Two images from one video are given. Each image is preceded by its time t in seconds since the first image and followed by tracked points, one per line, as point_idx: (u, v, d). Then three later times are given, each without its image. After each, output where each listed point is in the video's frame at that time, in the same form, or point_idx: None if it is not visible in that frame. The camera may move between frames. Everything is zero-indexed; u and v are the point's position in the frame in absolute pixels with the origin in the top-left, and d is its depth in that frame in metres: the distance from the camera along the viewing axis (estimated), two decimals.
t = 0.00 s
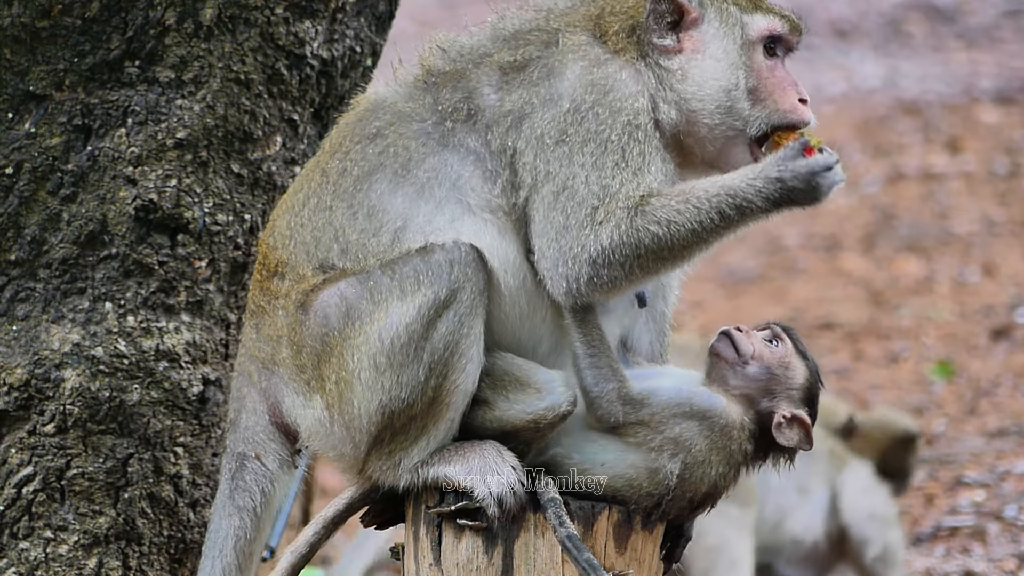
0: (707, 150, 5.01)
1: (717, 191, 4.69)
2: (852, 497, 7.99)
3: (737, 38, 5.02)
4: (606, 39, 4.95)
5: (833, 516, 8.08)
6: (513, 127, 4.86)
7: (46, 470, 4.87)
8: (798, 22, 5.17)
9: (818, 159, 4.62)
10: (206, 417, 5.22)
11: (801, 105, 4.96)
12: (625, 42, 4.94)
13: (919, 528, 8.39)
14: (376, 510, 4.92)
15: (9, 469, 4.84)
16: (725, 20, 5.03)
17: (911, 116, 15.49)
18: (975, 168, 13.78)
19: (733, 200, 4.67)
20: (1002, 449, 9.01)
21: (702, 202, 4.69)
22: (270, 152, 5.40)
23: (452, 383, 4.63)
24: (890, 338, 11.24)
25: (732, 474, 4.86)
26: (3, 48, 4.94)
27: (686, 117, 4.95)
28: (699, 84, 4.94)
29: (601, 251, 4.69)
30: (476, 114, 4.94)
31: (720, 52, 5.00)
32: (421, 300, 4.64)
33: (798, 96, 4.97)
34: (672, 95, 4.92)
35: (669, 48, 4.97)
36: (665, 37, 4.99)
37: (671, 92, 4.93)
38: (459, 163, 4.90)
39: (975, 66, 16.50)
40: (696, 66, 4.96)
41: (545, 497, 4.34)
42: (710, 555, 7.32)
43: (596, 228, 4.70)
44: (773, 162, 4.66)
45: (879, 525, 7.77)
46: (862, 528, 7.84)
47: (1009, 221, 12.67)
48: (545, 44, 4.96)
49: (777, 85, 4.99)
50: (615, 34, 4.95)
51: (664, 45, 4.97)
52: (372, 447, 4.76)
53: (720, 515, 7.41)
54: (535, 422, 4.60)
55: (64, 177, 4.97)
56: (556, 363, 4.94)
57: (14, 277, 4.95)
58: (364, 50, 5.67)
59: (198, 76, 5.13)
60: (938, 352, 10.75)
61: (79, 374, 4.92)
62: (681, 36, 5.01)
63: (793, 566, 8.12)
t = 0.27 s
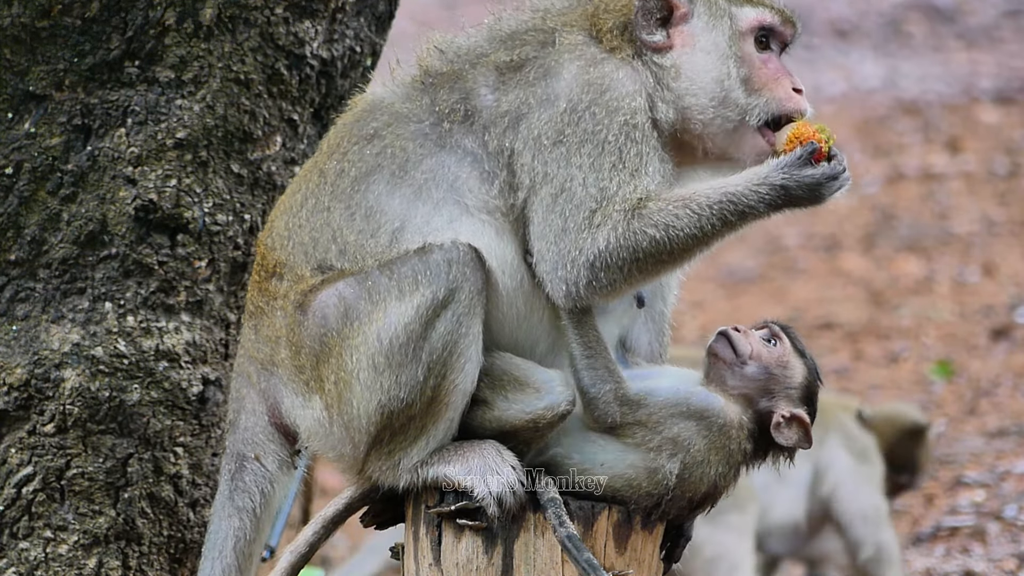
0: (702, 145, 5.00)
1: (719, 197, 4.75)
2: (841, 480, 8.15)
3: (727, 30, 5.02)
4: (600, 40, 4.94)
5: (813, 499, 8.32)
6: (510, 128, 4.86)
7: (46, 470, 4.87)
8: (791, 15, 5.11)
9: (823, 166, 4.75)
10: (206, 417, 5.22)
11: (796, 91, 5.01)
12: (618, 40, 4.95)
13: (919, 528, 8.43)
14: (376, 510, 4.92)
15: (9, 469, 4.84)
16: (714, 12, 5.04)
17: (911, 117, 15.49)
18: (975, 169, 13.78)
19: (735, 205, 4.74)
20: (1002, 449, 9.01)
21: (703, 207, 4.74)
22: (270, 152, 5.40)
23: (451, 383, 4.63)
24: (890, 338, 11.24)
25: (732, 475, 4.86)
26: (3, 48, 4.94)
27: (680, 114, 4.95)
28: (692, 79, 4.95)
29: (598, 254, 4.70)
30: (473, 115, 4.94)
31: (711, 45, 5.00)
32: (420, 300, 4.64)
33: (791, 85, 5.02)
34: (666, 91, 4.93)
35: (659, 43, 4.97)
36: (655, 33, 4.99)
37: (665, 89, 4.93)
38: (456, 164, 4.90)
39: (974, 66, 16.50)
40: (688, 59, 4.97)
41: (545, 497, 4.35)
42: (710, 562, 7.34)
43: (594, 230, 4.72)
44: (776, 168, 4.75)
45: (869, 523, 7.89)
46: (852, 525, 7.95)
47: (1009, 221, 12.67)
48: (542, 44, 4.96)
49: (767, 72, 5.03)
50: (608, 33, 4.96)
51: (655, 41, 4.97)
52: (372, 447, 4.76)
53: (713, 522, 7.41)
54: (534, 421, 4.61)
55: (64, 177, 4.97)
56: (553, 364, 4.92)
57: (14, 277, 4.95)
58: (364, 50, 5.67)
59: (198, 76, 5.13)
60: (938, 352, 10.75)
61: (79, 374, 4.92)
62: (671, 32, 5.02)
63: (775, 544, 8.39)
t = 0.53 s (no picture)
0: (697, 151, 4.99)
1: (718, 199, 4.76)
2: (838, 489, 7.87)
3: (721, 38, 5.00)
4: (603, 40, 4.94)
5: (808, 507, 7.97)
6: (509, 127, 4.86)
7: (46, 470, 4.87)
8: (789, 27, 5.07)
9: (820, 166, 4.73)
10: (206, 416, 5.22)
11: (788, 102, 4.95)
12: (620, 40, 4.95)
13: (918, 528, 8.39)
14: (376, 510, 4.92)
15: (9, 469, 4.83)
16: (711, 20, 5.02)
17: (911, 116, 15.49)
18: (975, 168, 13.78)
19: (734, 208, 4.74)
20: (1002, 449, 9.01)
21: (702, 210, 4.75)
22: (270, 152, 5.40)
23: (451, 383, 4.63)
24: (890, 338, 11.24)
25: (732, 475, 4.86)
26: (3, 48, 4.94)
27: (675, 118, 4.93)
28: (686, 83, 4.93)
29: (596, 255, 4.72)
30: (473, 114, 4.94)
31: (704, 52, 4.98)
32: (420, 299, 4.64)
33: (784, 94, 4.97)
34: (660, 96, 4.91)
35: (655, 45, 4.96)
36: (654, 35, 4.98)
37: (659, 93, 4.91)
38: (456, 163, 4.90)
39: (974, 66, 16.50)
40: (682, 64, 4.95)
41: (545, 497, 4.35)
42: (707, 561, 7.14)
43: (593, 232, 4.73)
44: (775, 168, 4.73)
45: (868, 536, 7.69)
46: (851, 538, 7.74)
47: (1009, 221, 12.67)
48: (543, 42, 4.96)
49: (760, 81, 4.99)
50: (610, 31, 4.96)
51: (651, 44, 4.96)
52: (372, 447, 4.76)
53: (711, 522, 7.26)
54: (534, 421, 4.61)
55: (64, 176, 4.97)
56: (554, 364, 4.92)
57: (14, 277, 4.95)
58: (364, 50, 5.66)
59: (198, 76, 5.13)
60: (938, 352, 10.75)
61: (79, 373, 4.92)
62: (669, 36, 5.00)
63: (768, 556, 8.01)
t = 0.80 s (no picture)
0: (696, 158, 4.95)
1: (725, 215, 4.80)
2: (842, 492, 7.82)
3: (725, 48, 4.97)
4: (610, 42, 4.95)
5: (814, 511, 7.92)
6: (509, 125, 4.87)
7: (46, 470, 4.87)
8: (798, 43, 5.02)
9: (819, 176, 4.81)
10: (206, 417, 5.22)
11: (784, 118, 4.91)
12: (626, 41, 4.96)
13: (918, 528, 8.38)
14: (375, 510, 4.93)
15: (9, 469, 4.83)
16: (718, 29, 4.99)
17: (911, 116, 15.49)
18: (975, 168, 13.78)
19: (741, 223, 4.79)
20: (1002, 449, 9.01)
21: (707, 223, 4.79)
22: (270, 152, 5.40)
23: (453, 383, 4.62)
24: (890, 338, 11.23)
25: (733, 475, 4.86)
26: (3, 48, 4.94)
27: (675, 124, 4.90)
28: (686, 88, 4.91)
29: (600, 266, 4.74)
30: (474, 113, 4.94)
31: (706, 59, 4.95)
32: (422, 300, 4.63)
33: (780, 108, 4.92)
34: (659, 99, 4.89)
35: (659, 46, 4.96)
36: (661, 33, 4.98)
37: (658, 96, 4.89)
38: (458, 162, 4.90)
39: (974, 66, 16.50)
40: (684, 68, 4.92)
41: (545, 497, 4.34)
42: (708, 561, 7.13)
43: (597, 242, 4.74)
44: (779, 184, 4.80)
45: (870, 535, 7.63)
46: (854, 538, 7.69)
47: (1009, 220, 12.67)
48: (545, 40, 4.96)
49: (758, 95, 4.96)
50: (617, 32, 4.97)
51: (657, 42, 4.96)
52: (372, 447, 4.76)
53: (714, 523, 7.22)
54: (534, 422, 4.61)
55: (64, 177, 4.97)
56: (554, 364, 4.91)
57: (14, 277, 4.95)
58: (364, 50, 5.67)
59: (198, 76, 5.13)
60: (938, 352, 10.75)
61: (79, 374, 4.91)
62: (675, 37, 4.98)
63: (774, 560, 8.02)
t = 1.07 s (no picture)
0: (691, 159, 4.97)
1: (725, 209, 4.78)
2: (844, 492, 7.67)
3: (712, 48, 4.96)
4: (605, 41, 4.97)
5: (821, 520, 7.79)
6: (510, 123, 4.87)
7: (46, 470, 4.87)
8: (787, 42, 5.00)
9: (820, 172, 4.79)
10: (206, 416, 5.22)
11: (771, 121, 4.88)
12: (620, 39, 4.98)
13: (918, 528, 8.38)
14: (376, 510, 4.93)
15: (9, 469, 4.83)
16: (708, 30, 4.97)
17: (911, 116, 15.49)
18: (975, 168, 13.78)
19: (741, 218, 4.76)
20: (1002, 449, 9.01)
21: (707, 218, 4.77)
22: (271, 152, 5.40)
23: (453, 383, 4.63)
24: (890, 338, 11.23)
25: (733, 475, 4.86)
26: (3, 48, 4.94)
27: (671, 123, 4.90)
28: (677, 88, 4.90)
29: (598, 261, 4.73)
30: (475, 111, 4.94)
31: (696, 59, 4.94)
32: (423, 300, 4.63)
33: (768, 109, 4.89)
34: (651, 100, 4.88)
35: (649, 45, 4.96)
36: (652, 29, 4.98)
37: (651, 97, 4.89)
38: (458, 161, 4.90)
39: (974, 66, 16.50)
40: (673, 68, 4.92)
41: (545, 497, 4.35)
42: (711, 561, 7.08)
43: (596, 237, 4.75)
44: (779, 179, 4.77)
45: (872, 532, 7.43)
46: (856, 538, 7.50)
47: (1009, 221, 12.66)
48: (544, 38, 4.98)
49: (745, 98, 4.94)
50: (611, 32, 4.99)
51: (647, 41, 4.96)
52: (372, 446, 4.76)
53: (719, 522, 7.22)
54: (535, 421, 4.61)
55: (64, 177, 4.97)
56: (554, 364, 4.90)
57: (14, 277, 4.95)
58: (364, 50, 5.67)
59: (198, 76, 5.13)
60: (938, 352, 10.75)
61: (79, 374, 4.92)
62: (666, 36, 4.98)
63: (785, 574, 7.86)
